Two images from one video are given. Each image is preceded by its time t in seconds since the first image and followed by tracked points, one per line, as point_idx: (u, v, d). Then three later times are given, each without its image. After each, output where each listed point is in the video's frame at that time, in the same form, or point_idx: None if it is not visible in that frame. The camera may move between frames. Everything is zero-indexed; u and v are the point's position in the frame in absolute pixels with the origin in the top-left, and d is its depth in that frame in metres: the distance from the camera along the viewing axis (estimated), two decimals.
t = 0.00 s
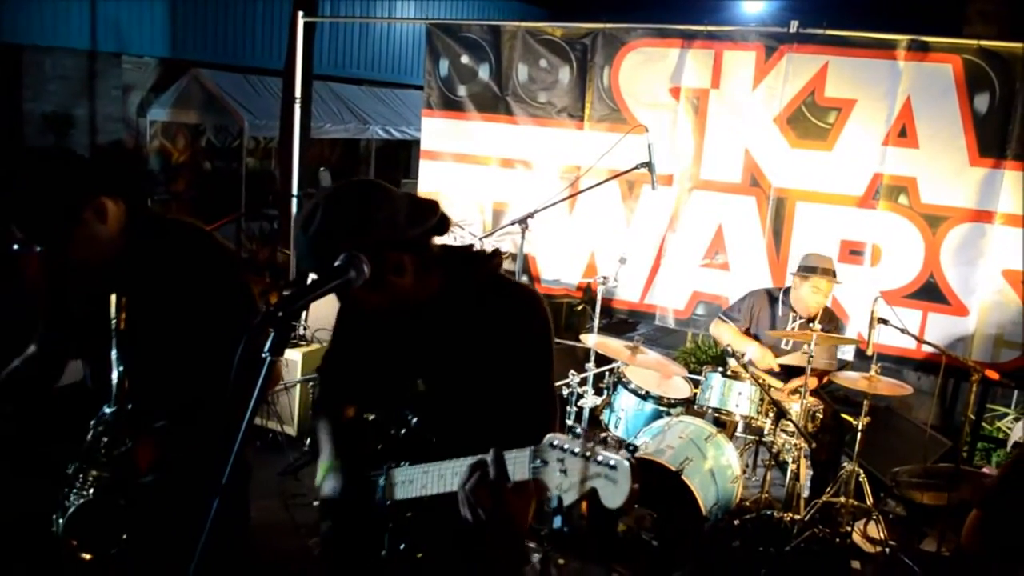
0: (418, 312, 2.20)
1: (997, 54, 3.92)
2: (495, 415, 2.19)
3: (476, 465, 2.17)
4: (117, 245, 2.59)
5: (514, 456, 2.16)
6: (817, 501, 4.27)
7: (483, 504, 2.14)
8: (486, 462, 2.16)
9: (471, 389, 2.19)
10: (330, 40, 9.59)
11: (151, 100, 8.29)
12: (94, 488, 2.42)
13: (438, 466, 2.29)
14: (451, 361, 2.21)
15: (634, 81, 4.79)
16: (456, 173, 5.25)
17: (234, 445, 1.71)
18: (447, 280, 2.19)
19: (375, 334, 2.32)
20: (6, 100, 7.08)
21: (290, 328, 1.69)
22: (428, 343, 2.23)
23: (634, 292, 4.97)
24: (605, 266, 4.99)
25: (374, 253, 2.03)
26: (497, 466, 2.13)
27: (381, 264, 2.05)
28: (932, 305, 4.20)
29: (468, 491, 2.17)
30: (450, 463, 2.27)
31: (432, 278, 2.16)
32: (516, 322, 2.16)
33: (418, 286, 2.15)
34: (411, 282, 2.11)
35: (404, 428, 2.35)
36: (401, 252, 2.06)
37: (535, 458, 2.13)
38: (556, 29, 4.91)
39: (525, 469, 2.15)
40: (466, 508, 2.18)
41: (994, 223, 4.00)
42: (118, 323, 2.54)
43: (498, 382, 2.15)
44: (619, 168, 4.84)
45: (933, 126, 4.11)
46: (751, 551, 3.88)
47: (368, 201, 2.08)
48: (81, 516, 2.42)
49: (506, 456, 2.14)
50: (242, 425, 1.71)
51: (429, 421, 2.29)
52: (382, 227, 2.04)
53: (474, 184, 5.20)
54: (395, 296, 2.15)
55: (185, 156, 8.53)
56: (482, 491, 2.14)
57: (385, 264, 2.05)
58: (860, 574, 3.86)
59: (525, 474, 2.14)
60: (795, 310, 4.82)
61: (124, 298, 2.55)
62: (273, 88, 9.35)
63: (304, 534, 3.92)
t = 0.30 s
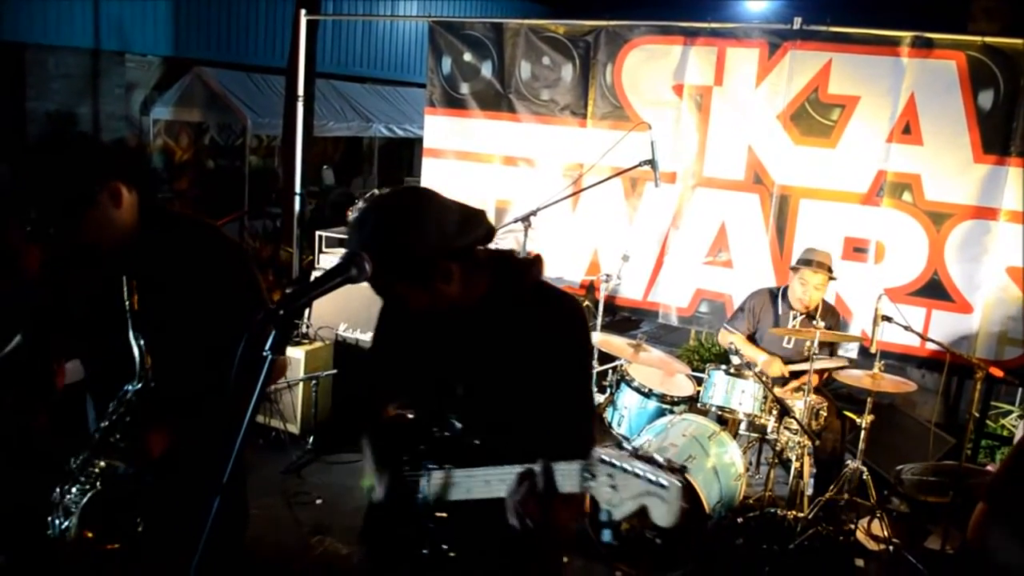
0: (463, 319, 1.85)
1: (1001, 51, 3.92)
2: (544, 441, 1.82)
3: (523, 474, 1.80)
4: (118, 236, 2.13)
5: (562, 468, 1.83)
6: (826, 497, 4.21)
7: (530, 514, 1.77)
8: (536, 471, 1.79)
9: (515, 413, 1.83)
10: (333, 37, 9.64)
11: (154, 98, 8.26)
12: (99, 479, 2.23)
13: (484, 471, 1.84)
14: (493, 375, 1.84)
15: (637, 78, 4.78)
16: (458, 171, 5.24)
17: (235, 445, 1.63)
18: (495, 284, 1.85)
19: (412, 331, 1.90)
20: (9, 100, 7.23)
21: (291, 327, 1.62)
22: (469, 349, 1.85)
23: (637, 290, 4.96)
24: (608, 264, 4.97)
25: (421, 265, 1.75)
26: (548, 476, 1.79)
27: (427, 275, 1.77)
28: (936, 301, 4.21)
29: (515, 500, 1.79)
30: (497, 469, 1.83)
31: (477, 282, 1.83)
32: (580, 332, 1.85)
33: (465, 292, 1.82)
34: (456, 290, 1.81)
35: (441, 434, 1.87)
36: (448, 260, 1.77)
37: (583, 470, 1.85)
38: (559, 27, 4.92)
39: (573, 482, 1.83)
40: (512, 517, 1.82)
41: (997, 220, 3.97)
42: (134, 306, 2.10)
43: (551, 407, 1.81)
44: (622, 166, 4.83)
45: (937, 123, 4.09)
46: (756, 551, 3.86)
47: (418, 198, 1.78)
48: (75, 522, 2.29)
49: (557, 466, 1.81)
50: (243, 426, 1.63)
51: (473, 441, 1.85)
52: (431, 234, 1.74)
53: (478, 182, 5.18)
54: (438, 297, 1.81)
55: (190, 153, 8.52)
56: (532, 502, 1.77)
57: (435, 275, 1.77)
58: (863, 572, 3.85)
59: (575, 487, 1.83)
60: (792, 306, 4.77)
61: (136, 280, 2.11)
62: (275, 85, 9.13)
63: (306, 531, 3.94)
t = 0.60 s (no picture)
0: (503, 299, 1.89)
1: (1000, 43, 3.91)
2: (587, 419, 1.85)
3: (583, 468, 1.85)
4: (121, 222, 2.10)
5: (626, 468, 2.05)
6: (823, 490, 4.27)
7: (592, 508, 1.85)
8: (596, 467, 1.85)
9: (554, 391, 1.85)
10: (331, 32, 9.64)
11: (152, 94, 8.25)
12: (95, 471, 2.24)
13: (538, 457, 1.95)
14: (536, 362, 1.86)
15: (635, 71, 4.76)
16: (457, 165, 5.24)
17: (226, 443, 1.60)
18: (536, 267, 1.87)
19: (452, 314, 2.00)
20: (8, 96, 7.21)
21: (283, 324, 1.59)
22: (510, 331, 1.89)
23: (636, 285, 4.94)
24: (607, 258, 4.96)
25: (463, 246, 1.80)
26: (607, 475, 1.85)
27: (469, 255, 1.81)
28: (935, 295, 4.18)
29: (575, 494, 1.85)
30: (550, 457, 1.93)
31: (516, 263, 1.86)
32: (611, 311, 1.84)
33: (505, 272, 1.86)
34: (498, 271, 1.85)
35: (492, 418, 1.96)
36: (491, 240, 1.80)
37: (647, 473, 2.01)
38: (557, 20, 4.90)
39: (638, 479, 2.06)
40: (570, 510, 1.88)
41: (998, 213, 4.00)
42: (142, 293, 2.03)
43: (594, 387, 1.82)
44: (620, 160, 4.82)
45: (936, 116, 4.08)
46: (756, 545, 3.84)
47: (459, 182, 1.81)
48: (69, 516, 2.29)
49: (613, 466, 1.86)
50: (234, 421, 1.60)
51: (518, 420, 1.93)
52: (473, 219, 1.78)
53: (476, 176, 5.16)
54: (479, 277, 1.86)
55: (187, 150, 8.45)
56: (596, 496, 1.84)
57: (476, 253, 1.81)
58: (864, 567, 3.83)
59: (638, 484, 2.06)
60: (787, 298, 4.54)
61: (146, 268, 2.03)
62: (274, 82, 9.16)
63: (305, 527, 3.92)
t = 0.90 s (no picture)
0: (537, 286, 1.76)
1: (1004, 26, 3.91)
2: (618, 421, 1.72)
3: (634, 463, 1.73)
4: (125, 201, 2.14)
5: (675, 457, 1.78)
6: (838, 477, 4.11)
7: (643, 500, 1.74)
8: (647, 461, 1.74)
9: (582, 387, 1.73)
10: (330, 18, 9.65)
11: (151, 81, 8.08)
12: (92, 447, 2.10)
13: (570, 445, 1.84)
14: (559, 353, 1.73)
15: (637, 56, 4.72)
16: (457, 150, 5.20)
17: (223, 429, 1.58)
18: (575, 259, 1.75)
19: (472, 296, 1.86)
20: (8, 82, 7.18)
21: (281, 309, 1.58)
22: (540, 318, 1.76)
23: (637, 271, 4.92)
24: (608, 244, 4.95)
25: (509, 219, 1.69)
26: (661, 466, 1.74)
27: (513, 231, 1.70)
28: (937, 281, 4.18)
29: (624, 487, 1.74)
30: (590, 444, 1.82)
31: (555, 251, 1.73)
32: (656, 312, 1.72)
33: (543, 258, 1.73)
34: (535, 254, 1.73)
35: (506, 406, 1.83)
36: (538, 221, 1.70)
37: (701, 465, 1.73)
38: (558, 4, 4.89)
39: (688, 472, 1.78)
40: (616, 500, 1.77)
41: (1001, 199, 3.98)
42: (147, 274, 2.01)
43: (628, 388, 1.69)
44: (622, 145, 4.80)
45: (939, 101, 4.05)
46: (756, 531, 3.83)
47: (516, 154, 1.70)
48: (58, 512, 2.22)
49: (666, 456, 1.77)
50: (230, 408, 1.58)
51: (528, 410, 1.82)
52: (526, 196, 1.67)
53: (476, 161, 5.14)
54: (512, 257, 1.74)
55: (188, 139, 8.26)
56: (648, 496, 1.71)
57: (519, 232, 1.70)
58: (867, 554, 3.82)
59: (688, 476, 1.78)
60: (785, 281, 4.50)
61: (151, 248, 2.01)
62: (274, 66, 9.07)
63: (305, 514, 3.91)
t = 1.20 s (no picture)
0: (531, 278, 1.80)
1: (999, 22, 3.91)
2: (610, 415, 1.76)
3: (644, 469, 1.73)
4: (117, 193, 2.05)
5: (696, 467, 1.90)
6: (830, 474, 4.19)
7: (656, 505, 1.72)
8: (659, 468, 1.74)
9: (573, 376, 1.74)
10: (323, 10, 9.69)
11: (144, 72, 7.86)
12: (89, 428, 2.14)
13: (573, 452, 1.83)
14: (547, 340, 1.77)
15: (630, 49, 4.71)
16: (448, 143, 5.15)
17: (213, 425, 1.57)
18: (568, 253, 1.79)
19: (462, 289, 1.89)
20: None
21: (272, 302, 1.56)
22: (533, 309, 1.80)
23: (630, 265, 4.92)
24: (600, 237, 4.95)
25: (513, 201, 1.71)
26: (672, 471, 1.74)
27: (514, 215, 1.72)
28: (931, 276, 4.16)
29: (636, 492, 1.73)
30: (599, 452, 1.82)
31: (548, 244, 1.77)
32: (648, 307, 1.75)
33: (538, 250, 1.77)
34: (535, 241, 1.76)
35: (500, 407, 1.85)
36: (540, 204, 1.73)
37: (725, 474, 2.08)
38: None
39: (707, 484, 1.89)
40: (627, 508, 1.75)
41: (994, 193, 3.93)
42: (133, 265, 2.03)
43: (618, 380, 1.71)
44: (615, 138, 4.79)
45: (931, 95, 4.05)
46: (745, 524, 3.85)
47: (521, 140, 1.75)
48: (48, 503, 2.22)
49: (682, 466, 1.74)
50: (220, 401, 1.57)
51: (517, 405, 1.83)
52: (531, 179, 1.71)
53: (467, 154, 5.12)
54: (510, 243, 1.76)
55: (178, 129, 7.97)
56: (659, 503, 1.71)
57: (522, 216, 1.72)
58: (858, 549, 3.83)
59: (710, 488, 1.89)
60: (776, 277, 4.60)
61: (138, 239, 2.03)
62: (264, 59, 9.10)
63: (297, 508, 3.90)
